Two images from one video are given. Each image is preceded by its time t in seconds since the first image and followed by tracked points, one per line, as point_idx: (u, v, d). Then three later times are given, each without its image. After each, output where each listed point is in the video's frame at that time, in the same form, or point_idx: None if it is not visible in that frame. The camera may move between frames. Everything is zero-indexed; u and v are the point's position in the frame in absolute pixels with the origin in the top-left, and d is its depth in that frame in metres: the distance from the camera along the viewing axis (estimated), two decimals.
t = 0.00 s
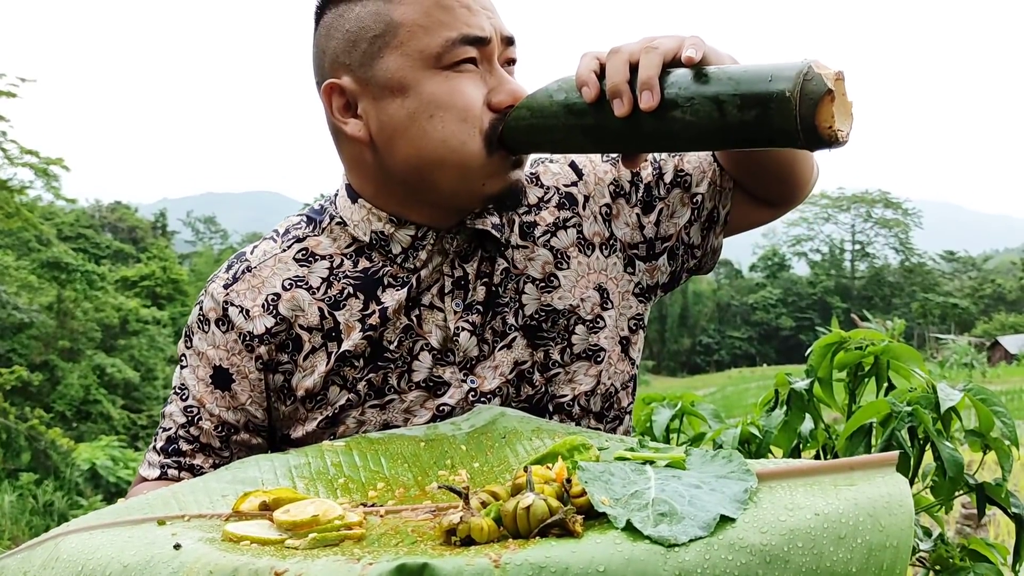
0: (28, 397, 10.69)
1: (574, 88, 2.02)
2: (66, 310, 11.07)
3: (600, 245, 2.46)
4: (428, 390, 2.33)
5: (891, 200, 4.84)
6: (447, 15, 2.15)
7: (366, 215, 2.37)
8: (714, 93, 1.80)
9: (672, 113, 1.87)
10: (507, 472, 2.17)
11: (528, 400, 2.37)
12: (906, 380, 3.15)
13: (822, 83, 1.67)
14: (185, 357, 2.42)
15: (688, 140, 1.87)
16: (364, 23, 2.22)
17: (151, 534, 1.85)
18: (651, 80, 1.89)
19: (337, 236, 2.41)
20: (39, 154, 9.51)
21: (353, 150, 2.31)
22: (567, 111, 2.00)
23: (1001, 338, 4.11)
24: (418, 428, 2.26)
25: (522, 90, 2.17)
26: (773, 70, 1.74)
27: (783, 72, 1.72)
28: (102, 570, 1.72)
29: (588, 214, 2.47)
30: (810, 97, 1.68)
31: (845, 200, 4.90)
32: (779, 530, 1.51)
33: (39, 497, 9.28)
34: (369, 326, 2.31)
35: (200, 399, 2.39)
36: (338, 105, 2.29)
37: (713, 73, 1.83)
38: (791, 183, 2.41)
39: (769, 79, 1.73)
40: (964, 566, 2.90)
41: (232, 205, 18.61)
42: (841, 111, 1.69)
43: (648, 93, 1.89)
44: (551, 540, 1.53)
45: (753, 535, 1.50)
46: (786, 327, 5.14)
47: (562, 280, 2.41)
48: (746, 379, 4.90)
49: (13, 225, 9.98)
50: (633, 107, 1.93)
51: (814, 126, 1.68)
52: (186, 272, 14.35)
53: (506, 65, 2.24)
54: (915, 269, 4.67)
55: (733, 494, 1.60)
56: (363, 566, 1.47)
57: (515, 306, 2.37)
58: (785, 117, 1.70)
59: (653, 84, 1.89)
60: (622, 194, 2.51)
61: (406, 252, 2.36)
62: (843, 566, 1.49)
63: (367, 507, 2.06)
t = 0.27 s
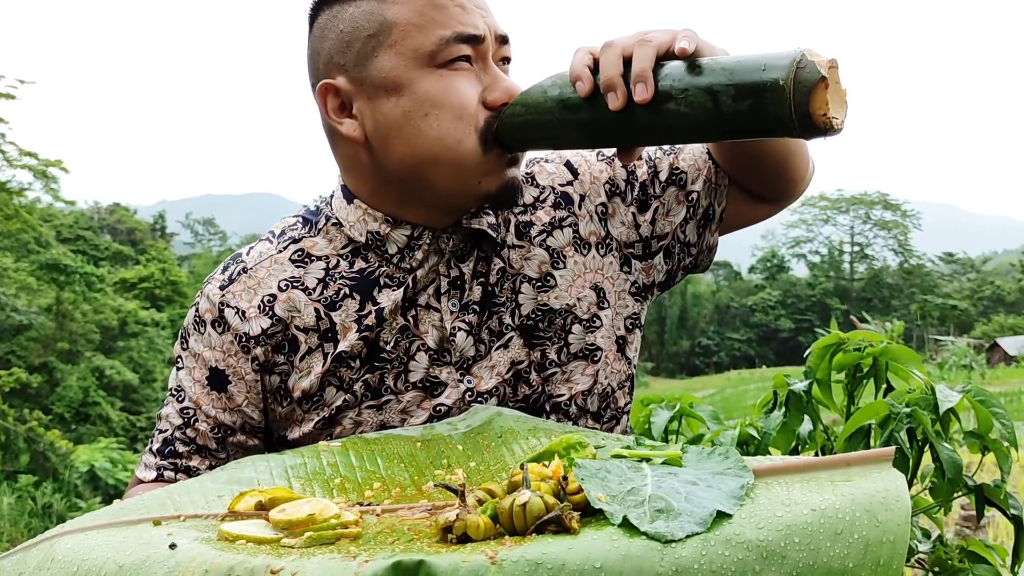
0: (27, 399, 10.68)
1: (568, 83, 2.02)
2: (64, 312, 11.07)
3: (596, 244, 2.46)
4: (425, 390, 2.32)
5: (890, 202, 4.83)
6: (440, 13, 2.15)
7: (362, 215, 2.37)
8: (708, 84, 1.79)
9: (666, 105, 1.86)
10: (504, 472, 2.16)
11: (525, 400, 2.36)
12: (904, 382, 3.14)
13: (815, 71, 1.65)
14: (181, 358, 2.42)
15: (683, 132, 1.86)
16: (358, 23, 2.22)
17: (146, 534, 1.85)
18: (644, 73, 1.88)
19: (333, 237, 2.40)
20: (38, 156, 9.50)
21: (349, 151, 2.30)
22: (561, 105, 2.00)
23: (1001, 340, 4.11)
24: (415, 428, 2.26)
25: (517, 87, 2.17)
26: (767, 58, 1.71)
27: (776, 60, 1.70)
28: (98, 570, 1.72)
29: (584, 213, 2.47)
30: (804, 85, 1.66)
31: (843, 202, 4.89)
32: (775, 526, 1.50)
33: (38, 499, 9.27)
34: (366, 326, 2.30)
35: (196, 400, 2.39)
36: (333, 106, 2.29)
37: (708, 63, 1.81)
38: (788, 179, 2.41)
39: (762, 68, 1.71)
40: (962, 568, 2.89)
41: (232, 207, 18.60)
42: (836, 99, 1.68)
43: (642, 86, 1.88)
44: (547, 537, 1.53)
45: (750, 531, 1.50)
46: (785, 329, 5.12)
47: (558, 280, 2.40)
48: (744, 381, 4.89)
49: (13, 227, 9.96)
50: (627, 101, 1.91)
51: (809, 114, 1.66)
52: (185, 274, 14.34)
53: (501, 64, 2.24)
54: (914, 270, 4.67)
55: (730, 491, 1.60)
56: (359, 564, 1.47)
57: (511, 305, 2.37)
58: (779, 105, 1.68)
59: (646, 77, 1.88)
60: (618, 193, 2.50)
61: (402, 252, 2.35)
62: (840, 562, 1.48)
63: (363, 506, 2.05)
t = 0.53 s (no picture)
0: (26, 400, 10.68)
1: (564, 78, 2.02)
2: (64, 313, 11.07)
3: (593, 242, 2.46)
4: (423, 387, 2.32)
5: (889, 204, 4.84)
6: (436, 11, 2.16)
7: (360, 214, 2.37)
8: (703, 74, 1.81)
9: (661, 96, 1.88)
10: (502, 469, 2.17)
11: (523, 397, 2.36)
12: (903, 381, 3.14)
13: (810, 56, 1.68)
14: (180, 357, 2.42)
15: (679, 122, 1.87)
16: (354, 22, 2.23)
17: (144, 530, 1.85)
18: (640, 64, 1.90)
19: (331, 235, 2.41)
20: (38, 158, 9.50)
21: (346, 149, 2.31)
22: (558, 99, 2.00)
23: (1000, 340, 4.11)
24: (414, 426, 2.26)
25: (513, 84, 2.18)
26: (760, 49, 1.73)
27: (771, 48, 1.72)
28: (97, 566, 1.72)
29: (580, 210, 2.47)
30: (799, 71, 1.68)
31: (842, 204, 4.88)
32: (773, 519, 1.51)
33: (37, 501, 9.27)
34: (364, 324, 2.31)
35: (194, 399, 2.40)
36: (330, 105, 2.29)
37: (702, 55, 1.83)
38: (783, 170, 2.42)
39: (756, 56, 1.73)
40: (961, 567, 2.89)
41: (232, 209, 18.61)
42: (831, 85, 1.70)
43: (637, 77, 1.89)
44: (545, 531, 1.53)
45: (748, 524, 1.51)
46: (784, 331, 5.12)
47: (556, 277, 2.40)
48: (744, 382, 4.90)
49: (12, 228, 9.96)
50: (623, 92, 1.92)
51: (804, 99, 1.69)
52: (185, 276, 14.33)
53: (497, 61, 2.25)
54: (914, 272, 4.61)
55: (727, 484, 1.61)
56: (358, 557, 1.47)
57: (509, 303, 2.37)
58: (775, 92, 1.70)
59: (642, 68, 1.89)
60: (614, 190, 2.51)
61: (400, 250, 2.36)
62: (837, 554, 1.49)
63: (361, 502, 2.05)
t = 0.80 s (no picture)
0: (26, 403, 10.67)
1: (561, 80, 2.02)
2: (63, 316, 11.07)
3: (592, 246, 2.47)
4: (422, 393, 2.32)
5: (888, 206, 4.84)
6: (434, 16, 2.16)
7: (359, 219, 2.37)
8: (699, 73, 1.81)
9: (658, 96, 1.87)
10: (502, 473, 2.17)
11: (523, 401, 2.36)
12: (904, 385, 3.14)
13: (806, 53, 1.67)
14: (180, 363, 2.43)
15: (676, 122, 1.87)
16: (353, 26, 2.23)
17: (144, 535, 1.85)
18: (637, 64, 1.90)
19: (330, 240, 2.41)
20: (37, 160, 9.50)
21: (345, 154, 2.31)
22: (555, 102, 2.00)
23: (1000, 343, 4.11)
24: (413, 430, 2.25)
25: (511, 88, 2.18)
26: (755, 47, 1.74)
27: (767, 46, 1.72)
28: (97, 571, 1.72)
29: (579, 215, 2.48)
30: (796, 68, 1.68)
31: (842, 206, 4.89)
32: (773, 522, 1.51)
33: (37, 504, 9.26)
34: (364, 329, 2.31)
35: (194, 405, 2.40)
36: (329, 110, 2.30)
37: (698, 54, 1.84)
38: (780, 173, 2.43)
39: (752, 55, 1.73)
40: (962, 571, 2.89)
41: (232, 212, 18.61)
42: (829, 82, 1.69)
43: (635, 78, 1.89)
44: (546, 535, 1.53)
45: (748, 527, 1.51)
46: (784, 334, 5.12)
47: (555, 281, 2.41)
48: (743, 386, 4.90)
49: (12, 231, 9.95)
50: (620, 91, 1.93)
51: (801, 96, 1.68)
52: (184, 278, 14.33)
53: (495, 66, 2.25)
54: (913, 275, 4.62)
55: (727, 488, 1.61)
56: (358, 561, 1.48)
57: (508, 307, 2.37)
58: (771, 89, 1.70)
59: (639, 68, 1.89)
60: (613, 194, 2.51)
61: (399, 255, 2.36)
62: (838, 558, 1.49)
63: (361, 507, 2.05)
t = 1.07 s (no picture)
0: (26, 406, 10.67)
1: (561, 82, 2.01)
2: (63, 320, 11.07)
3: (592, 250, 2.46)
4: (423, 397, 2.32)
5: (889, 210, 4.84)
6: (433, 19, 2.16)
7: (359, 223, 2.37)
8: (699, 72, 1.80)
9: (659, 95, 1.87)
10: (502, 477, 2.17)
11: (524, 406, 2.36)
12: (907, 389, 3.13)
13: (806, 50, 1.67)
14: (180, 367, 2.42)
15: (678, 121, 1.86)
16: (353, 30, 2.23)
17: (144, 539, 1.85)
18: (636, 64, 1.90)
19: (331, 245, 2.41)
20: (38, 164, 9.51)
21: (346, 157, 2.31)
22: (555, 103, 2.00)
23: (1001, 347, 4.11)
24: (413, 434, 2.25)
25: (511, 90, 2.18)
26: (756, 44, 1.74)
27: (766, 44, 1.72)
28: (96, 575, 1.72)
29: (580, 218, 2.48)
30: (796, 65, 1.68)
31: (842, 209, 4.91)
32: (774, 526, 1.51)
33: (37, 507, 9.26)
34: (364, 334, 2.30)
35: (194, 409, 2.39)
36: (330, 113, 2.30)
37: (698, 53, 1.83)
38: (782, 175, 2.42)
39: (752, 52, 1.73)
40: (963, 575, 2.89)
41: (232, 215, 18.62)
42: (829, 80, 1.69)
43: (635, 76, 1.89)
44: (546, 539, 1.53)
45: (748, 530, 1.51)
46: (785, 337, 5.12)
47: (555, 285, 2.40)
48: (744, 389, 4.90)
49: (12, 235, 9.96)
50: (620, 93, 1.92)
51: (802, 92, 1.68)
52: (185, 282, 14.33)
53: (496, 68, 2.25)
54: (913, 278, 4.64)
55: (728, 492, 1.61)
56: (358, 566, 1.47)
57: (509, 311, 2.36)
58: (771, 86, 1.70)
59: (639, 68, 1.89)
60: (613, 197, 2.51)
61: (400, 258, 2.35)
62: (839, 562, 1.48)
63: (360, 511, 2.05)
